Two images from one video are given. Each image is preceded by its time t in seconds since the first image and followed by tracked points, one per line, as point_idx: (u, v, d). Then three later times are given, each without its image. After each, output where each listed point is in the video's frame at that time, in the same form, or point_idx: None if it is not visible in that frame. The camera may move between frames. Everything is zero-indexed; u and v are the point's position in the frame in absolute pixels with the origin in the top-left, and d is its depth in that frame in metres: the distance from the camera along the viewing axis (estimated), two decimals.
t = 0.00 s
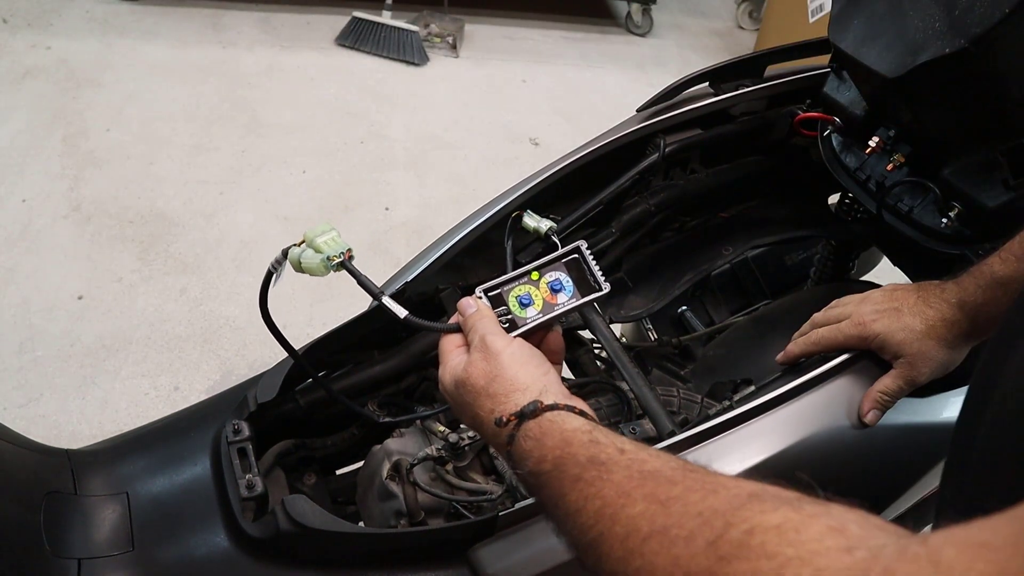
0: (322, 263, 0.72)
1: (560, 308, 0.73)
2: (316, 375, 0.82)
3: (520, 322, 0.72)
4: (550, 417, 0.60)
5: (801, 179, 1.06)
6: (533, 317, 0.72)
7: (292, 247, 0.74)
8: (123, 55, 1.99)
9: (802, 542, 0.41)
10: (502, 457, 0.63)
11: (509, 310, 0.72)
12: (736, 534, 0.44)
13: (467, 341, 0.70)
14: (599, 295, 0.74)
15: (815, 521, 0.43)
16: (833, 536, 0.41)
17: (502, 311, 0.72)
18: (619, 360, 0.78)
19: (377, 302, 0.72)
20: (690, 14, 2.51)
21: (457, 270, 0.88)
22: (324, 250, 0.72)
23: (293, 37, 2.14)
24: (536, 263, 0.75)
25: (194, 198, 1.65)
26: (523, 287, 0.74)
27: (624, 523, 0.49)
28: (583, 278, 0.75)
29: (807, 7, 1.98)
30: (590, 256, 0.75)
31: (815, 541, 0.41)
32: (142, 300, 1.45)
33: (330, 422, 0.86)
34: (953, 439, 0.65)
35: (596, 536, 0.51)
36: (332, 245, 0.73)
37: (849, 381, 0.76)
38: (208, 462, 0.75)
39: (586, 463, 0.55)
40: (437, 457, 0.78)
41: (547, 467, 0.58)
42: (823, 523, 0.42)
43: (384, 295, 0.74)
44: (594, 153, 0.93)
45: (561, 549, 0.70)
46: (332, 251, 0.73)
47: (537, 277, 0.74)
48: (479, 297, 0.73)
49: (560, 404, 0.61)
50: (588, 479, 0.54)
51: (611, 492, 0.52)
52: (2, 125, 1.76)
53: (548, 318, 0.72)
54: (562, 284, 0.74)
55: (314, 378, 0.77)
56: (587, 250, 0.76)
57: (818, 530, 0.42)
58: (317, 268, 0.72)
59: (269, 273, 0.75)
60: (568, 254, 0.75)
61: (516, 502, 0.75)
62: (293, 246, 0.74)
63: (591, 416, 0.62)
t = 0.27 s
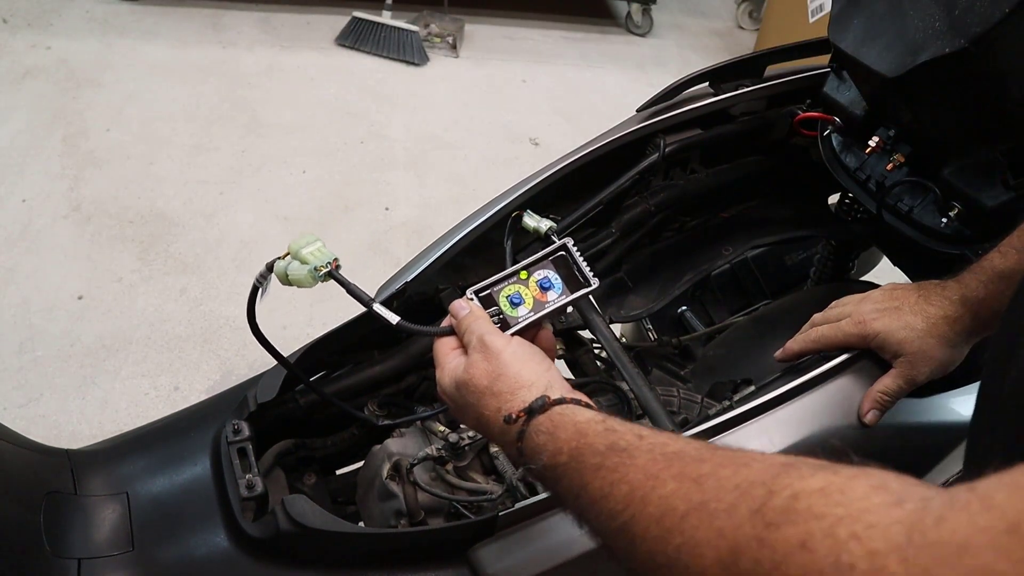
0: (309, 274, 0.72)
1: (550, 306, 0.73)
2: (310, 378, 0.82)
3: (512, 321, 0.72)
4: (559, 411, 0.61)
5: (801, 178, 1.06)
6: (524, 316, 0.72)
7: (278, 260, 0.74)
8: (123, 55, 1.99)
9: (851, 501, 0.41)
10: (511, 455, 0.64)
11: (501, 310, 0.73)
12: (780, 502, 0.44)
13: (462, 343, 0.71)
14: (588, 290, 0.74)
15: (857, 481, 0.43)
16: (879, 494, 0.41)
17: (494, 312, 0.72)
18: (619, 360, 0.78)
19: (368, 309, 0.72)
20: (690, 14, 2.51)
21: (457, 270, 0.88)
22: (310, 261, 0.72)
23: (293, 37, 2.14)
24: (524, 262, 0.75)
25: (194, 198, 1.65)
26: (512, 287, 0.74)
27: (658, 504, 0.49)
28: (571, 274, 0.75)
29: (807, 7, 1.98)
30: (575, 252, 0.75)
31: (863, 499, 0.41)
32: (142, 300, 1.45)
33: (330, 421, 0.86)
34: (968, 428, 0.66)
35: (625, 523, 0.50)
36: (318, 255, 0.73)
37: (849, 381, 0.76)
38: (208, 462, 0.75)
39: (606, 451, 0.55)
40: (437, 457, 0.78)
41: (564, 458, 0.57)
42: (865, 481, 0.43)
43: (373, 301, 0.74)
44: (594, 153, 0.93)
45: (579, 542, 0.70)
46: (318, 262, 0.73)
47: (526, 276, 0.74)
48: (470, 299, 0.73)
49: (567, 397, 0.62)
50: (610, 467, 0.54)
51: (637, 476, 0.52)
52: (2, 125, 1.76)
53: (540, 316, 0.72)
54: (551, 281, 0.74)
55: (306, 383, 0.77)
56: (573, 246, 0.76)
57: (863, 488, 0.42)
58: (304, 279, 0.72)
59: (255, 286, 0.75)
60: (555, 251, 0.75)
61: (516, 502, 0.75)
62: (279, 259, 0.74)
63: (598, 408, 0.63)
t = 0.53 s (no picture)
0: (323, 268, 0.71)
1: (568, 291, 0.74)
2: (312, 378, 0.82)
3: (531, 307, 0.73)
4: (604, 387, 0.63)
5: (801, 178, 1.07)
6: (542, 303, 0.74)
7: (289, 257, 0.73)
8: (123, 55, 1.99)
9: (954, 432, 0.44)
10: (552, 435, 0.65)
11: (518, 297, 0.74)
12: (878, 442, 0.46)
13: (486, 331, 0.71)
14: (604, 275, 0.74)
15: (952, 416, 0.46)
16: (980, 424, 0.44)
17: (512, 298, 0.74)
18: (619, 361, 0.78)
19: (385, 299, 0.72)
20: (690, 14, 2.51)
21: (456, 270, 0.88)
22: (324, 256, 0.72)
23: (293, 37, 2.14)
24: (540, 249, 0.76)
25: (194, 198, 1.65)
26: (530, 274, 0.75)
27: (741, 461, 0.51)
28: (587, 261, 0.75)
29: (807, 7, 1.98)
30: (591, 238, 0.75)
31: (964, 430, 0.44)
32: (143, 300, 1.45)
33: (330, 421, 0.86)
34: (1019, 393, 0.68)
35: (705, 482, 0.52)
36: (331, 250, 0.73)
37: (849, 380, 0.77)
38: (208, 462, 0.75)
39: (668, 419, 0.57)
40: (437, 457, 0.77)
41: (620, 430, 0.59)
42: (961, 416, 0.45)
43: (389, 292, 0.73)
44: (593, 153, 0.93)
45: (583, 541, 0.70)
46: (332, 256, 0.72)
47: (543, 263, 0.75)
48: (490, 286, 0.74)
49: (607, 374, 0.65)
50: (675, 434, 0.56)
51: (711, 437, 0.54)
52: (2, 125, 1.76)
53: (558, 303, 0.73)
54: (567, 268, 0.75)
55: (305, 384, 0.77)
56: (588, 233, 0.76)
57: (960, 422, 0.45)
58: (319, 273, 0.71)
59: (260, 288, 0.74)
60: (569, 238, 0.76)
61: (516, 503, 0.74)
62: (290, 257, 0.74)
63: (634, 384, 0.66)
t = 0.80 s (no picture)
0: (336, 246, 0.71)
1: (579, 276, 0.74)
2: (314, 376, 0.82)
3: (543, 290, 0.74)
4: (618, 364, 0.64)
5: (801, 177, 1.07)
6: (554, 285, 0.74)
7: (299, 236, 0.73)
8: (123, 55, 1.99)
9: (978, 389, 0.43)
10: (563, 412, 0.65)
11: (530, 279, 0.74)
12: (900, 402, 0.45)
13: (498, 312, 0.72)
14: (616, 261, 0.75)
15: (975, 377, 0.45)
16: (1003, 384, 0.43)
17: (523, 280, 0.74)
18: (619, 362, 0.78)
19: (398, 281, 0.72)
20: (689, 15, 2.51)
21: (456, 270, 0.88)
22: (335, 234, 0.72)
23: (293, 37, 2.14)
24: (553, 233, 0.76)
25: (194, 198, 1.65)
26: (542, 257, 0.75)
27: (759, 428, 0.50)
28: (599, 246, 0.76)
29: (807, 7, 1.98)
30: (603, 223, 0.76)
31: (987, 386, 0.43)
32: (142, 300, 1.45)
33: (330, 421, 0.86)
34: None
35: (724, 448, 0.51)
36: (342, 228, 0.73)
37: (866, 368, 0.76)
38: (208, 462, 0.76)
39: (683, 391, 0.57)
40: (437, 457, 0.77)
41: (634, 405, 0.59)
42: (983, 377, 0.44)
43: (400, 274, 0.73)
44: (593, 154, 0.93)
45: (583, 540, 0.70)
46: (343, 234, 0.72)
47: (555, 247, 0.76)
48: (502, 267, 0.74)
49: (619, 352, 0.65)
50: (692, 404, 0.55)
51: (728, 404, 0.53)
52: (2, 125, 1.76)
53: (569, 287, 0.73)
54: (579, 253, 0.76)
55: (311, 380, 0.77)
56: (600, 218, 0.77)
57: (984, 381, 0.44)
58: (331, 251, 0.71)
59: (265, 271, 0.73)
60: (582, 222, 0.77)
61: (516, 503, 0.74)
62: (300, 233, 0.73)
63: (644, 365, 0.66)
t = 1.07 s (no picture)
0: (312, 230, 0.72)
1: (554, 267, 0.76)
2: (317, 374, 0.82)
3: (516, 281, 0.75)
4: (571, 369, 0.63)
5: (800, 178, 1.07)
6: (529, 276, 0.76)
7: (281, 217, 0.74)
8: (122, 55, 1.99)
9: (883, 433, 0.46)
10: (517, 414, 0.65)
11: (505, 269, 0.76)
12: (805, 438, 0.47)
13: (468, 305, 0.73)
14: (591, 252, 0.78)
15: (886, 419, 0.47)
16: (911, 427, 0.46)
17: (499, 270, 0.75)
18: (619, 360, 0.78)
19: (371, 266, 0.71)
20: (690, 14, 2.51)
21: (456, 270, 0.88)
22: (313, 217, 0.72)
23: (293, 37, 2.14)
24: (530, 224, 0.78)
25: (194, 198, 1.65)
26: (517, 247, 0.77)
27: (678, 448, 0.51)
28: (575, 237, 0.79)
29: (807, 7, 1.98)
30: (581, 214, 0.79)
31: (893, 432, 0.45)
32: (142, 300, 1.45)
33: (330, 421, 0.86)
34: None
35: (643, 467, 0.53)
36: (320, 212, 0.73)
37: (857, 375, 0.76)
38: (208, 462, 0.76)
39: (621, 403, 0.57)
40: (437, 457, 0.77)
41: (577, 413, 0.59)
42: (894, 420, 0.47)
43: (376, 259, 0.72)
44: (593, 153, 0.93)
45: (584, 540, 0.70)
46: (321, 218, 0.72)
47: (531, 238, 0.78)
48: (476, 259, 0.76)
49: (577, 357, 0.65)
50: (626, 418, 0.56)
51: (658, 422, 0.54)
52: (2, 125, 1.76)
53: (545, 277, 0.75)
54: (555, 243, 0.78)
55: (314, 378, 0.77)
56: (578, 209, 0.80)
57: (896, 425, 0.46)
58: (307, 235, 0.72)
59: (257, 248, 0.75)
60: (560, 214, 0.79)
61: (516, 503, 0.74)
62: (282, 216, 0.74)
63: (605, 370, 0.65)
